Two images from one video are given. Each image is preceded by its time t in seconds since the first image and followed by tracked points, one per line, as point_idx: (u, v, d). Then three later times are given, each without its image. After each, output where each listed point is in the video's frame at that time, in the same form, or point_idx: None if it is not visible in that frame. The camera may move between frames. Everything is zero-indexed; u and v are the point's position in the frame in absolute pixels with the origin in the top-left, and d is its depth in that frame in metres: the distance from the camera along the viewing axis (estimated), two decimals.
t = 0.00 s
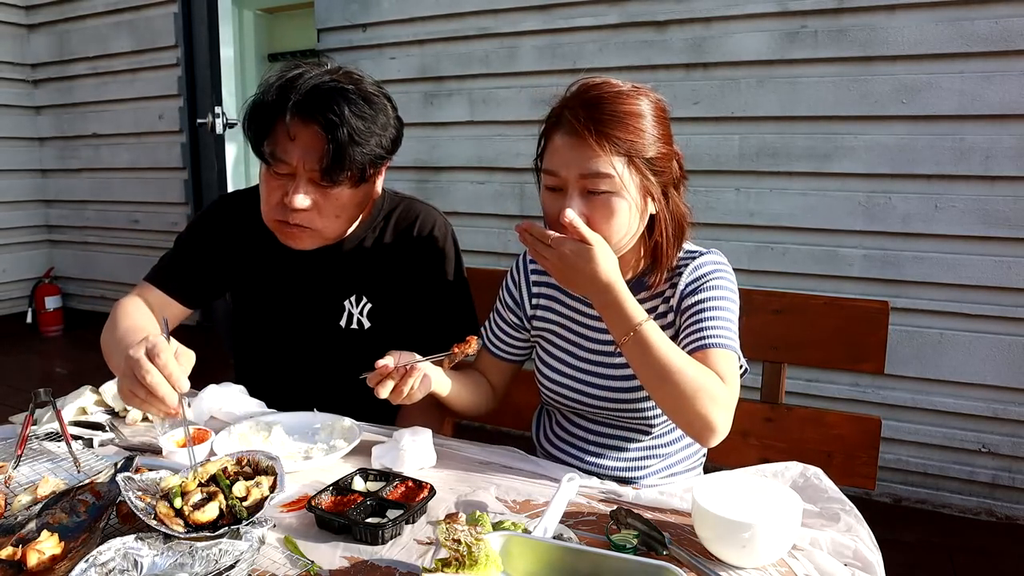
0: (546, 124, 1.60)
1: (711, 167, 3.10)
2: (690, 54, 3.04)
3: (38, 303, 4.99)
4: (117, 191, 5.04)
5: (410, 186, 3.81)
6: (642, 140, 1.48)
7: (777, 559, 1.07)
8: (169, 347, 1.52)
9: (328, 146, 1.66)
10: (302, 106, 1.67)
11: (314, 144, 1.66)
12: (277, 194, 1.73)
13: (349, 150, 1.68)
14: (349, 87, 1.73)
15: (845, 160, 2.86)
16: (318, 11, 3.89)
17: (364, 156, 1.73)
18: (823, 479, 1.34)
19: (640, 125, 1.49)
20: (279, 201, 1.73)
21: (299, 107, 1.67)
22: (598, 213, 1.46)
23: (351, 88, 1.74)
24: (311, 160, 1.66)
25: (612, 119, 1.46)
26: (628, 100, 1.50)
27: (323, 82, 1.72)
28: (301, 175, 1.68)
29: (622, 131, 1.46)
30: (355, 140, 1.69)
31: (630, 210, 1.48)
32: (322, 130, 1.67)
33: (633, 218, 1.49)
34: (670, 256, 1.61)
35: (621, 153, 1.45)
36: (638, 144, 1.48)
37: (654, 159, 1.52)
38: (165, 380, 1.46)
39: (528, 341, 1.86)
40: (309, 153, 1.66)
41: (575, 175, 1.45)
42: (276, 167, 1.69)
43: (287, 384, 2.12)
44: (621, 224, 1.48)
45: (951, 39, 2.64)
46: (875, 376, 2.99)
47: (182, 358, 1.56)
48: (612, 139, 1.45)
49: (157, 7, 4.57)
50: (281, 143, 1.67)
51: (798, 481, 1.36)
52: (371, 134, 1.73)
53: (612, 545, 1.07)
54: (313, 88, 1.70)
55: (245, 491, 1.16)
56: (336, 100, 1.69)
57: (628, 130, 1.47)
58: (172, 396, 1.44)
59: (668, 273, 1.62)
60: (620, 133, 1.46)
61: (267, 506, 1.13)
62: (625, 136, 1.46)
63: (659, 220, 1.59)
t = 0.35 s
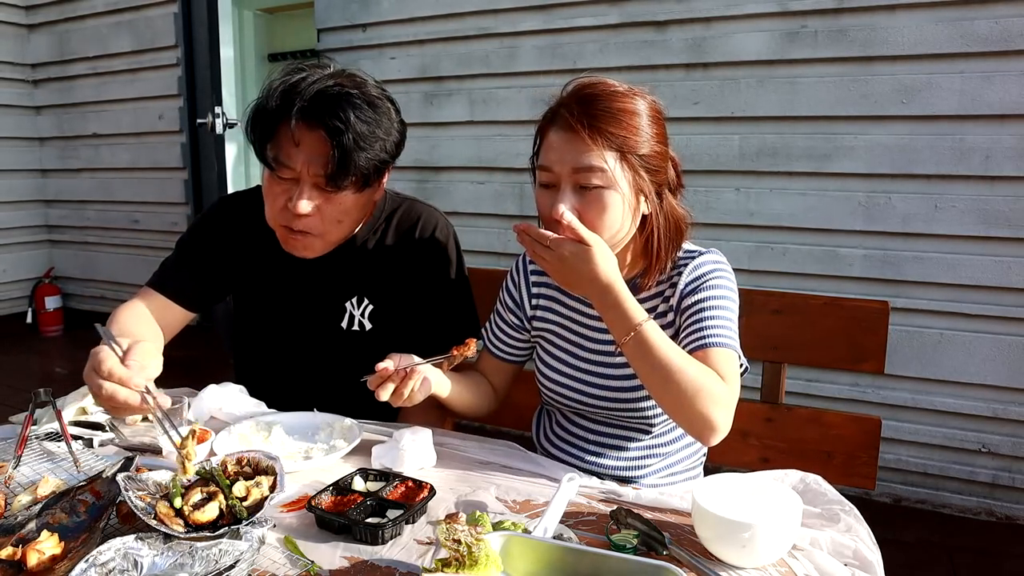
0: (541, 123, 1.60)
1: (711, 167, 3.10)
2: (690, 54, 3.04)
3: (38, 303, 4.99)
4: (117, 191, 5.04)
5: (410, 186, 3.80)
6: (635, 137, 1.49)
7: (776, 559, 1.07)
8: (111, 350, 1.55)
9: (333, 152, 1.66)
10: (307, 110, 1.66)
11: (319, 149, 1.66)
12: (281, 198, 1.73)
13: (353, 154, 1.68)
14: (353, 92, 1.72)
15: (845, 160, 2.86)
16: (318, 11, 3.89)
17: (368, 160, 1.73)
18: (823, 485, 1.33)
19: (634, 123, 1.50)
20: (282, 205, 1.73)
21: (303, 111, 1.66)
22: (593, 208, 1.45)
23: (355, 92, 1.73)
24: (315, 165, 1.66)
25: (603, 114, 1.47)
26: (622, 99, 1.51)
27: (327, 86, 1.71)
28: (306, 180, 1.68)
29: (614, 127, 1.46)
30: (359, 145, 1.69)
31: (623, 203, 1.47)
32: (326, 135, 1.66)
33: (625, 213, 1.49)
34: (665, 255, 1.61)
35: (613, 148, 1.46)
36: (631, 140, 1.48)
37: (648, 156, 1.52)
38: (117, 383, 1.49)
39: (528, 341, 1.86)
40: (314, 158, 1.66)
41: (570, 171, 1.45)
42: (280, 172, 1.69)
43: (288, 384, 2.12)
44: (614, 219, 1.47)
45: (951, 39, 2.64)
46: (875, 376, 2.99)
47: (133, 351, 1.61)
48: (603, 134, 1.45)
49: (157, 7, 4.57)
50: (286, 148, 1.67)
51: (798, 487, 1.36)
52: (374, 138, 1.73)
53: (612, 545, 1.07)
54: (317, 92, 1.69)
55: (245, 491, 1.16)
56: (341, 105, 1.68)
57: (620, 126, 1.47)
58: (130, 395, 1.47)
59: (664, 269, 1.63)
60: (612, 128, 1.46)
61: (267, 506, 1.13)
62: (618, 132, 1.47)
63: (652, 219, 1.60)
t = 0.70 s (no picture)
0: (537, 121, 1.60)
1: (711, 167, 3.10)
2: (690, 54, 3.04)
3: (38, 303, 4.99)
4: (117, 191, 5.04)
5: (410, 186, 3.80)
6: (630, 133, 1.49)
7: (776, 559, 1.07)
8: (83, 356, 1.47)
9: (333, 152, 1.66)
10: (307, 110, 1.66)
11: (319, 149, 1.66)
12: (281, 198, 1.73)
13: (353, 155, 1.68)
14: (352, 92, 1.72)
15: (845, 160, 2.86)
16: (318, 11, 3.89)
17: (367, 160, 1.73)
18: (824, 479, 1.34)
19: (630, 120, 1.50)
20: (282, 205, 1.73)
21: (303, 111, 1.66)
22: (590, 201, 1.44)
23: (355, 92, 1.73)
24: (315, 165, 1.66)
25: (598, 110, 1.47)
26: (619, 95, 1.51)
27: (327, 87, 1.72)
28: (306, 180, 1.68)
29: (610, 123, 1.46)
30: (359, 145, 1.69)
31: (619, 199, 1.47)
32: (326, 135, 1.66)
33: (622, 210, 1.49)
34: (661, 254, 1.61)
35: (608, 143, 1.46)
36: (627, 135, 1.48)
37: (644, 154, 1.52)
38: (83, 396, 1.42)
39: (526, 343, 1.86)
40: (313, 158, 1.66)
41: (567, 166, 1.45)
42: (280, 172, 1.69)
43: (288, 384, 2.12)
44: (614, 214, 1.46)
45: (951, 39, 2.64)
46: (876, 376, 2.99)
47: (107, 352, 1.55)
48: (599, 129, 1.45)
49: (157, 7, 4.57)
50: (285, 148, 1.67)
51: (798, 480, 1.36)
52: (374, 138, 1.73)
53: (611, 545, 1.07)
54: (317, 93, 1.69)
55: (245, 491, 1.16)
56: (341, 105, 1.68)
57: (616, 122, 1.47)
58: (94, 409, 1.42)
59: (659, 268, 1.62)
60: (607, 124, 1.46)
61: (267, 506, 1.13)
62: (614, 127, 1.47)
63: (647, 216, 1.60)
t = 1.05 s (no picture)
0: (528, 118, 1.60)
1: (711, 167, 3.10)
2: (690, 54, 3.04)
3: (38, 303, 4.99)
4: (117, 191, 5.04)
5: (410, 186, 3.81)
6: (621, 128, 1.49)
7: (777, 559, 1.07)
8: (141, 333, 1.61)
9: (332, 151, 1.66)
10: (306, 111, 1.66)
11: (318, 148, 1.66)
12: (281, 198, 1.73)
13: (353, 154, 1.68)
14: (351, 91, 1.73)
15: (845, 160, 2.86)
16: (318, 11, 3.89)
17: (367, 159, 1.73)
18: (824, 475, 1.33)
19: (621, 115, 1.50)
20: (281, 205, 1.73)
21: (303, 111, 1.66)
22: (587, 196, 1.44)
23: (353, 91, 1.73)
24: (314, 165, 1.66)
25: (590, 105, 1.48)
26: (608, 91, 1.52)
27: (325, 86, 1.72)
28: (305, 180, 1.69)
29: (601, 118, 1.47)
30: (359, 144, 1.69)
31: (613, 193, 1.47)
32: (326, 135, 1.66)
33: (616, 207, 1.49)
34: (653, 251, 1.62)
35: (600, 138, 1.46)
36: (618, 130, 1.49)
37: (636, 148, 1.52)
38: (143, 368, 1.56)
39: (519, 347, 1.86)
40: (312, 157, 1.66)
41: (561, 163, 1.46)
42: (279, 172, 1.69)
43: (287, 384, 2.13)
44: (610, 210, 1.47)
45: (951, 39, 2.64)
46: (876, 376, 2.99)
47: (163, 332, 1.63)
48: (590, 124, 1.46)
49: (157, 7, 4.57)
50: (283, 148, 1.67)
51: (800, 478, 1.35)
52: (374, 137, 1.74)
53: (612, 545, 1.07)
54: (315, 93, 1.69)
55: (245, 491, 1.16)
56: (340, 104, 1.69)
57: (608, 116, 1.48)
58: (152, 381, 1.54)
59: (651, 268, 1.62)
60: (598, 119, 1.47)
61: (267, 506, 1.13)
62: (606, 122, 1.47)
63: (637, 213, 1.60)
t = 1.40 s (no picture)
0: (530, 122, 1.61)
1: (711, 167, 3.10)
2: (690, 54, 3.04)
3: (38, 303, 4.99)
4: (117, 191, 5.04)
5: (410, 186, 3.81)
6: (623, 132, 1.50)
7: (776, 559, 1.07)
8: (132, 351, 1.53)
9: (335, 150, 1.66)
10: (309, 109, 1.66)
11: (320, 147, 1.66)
12: (283, 196, 1.73)
13: (355, 154, 1.68)
14: (353, 91, 1.72)
15: (845, 160, 2.86)
16: (317, 11, 3.89)
17: (369, 159, 1.73)
18: (823, 473, 1.33)
19: (623, 117, 1.51)
20: (284, 204, 1.73)
21: (305, 110, 1.66)
22: (590, 196, 1.43)
23: (356, 91, 1.73)
24: (316, 164, 1.67)
25: (598, 102, 1.50)
26: (611, 92, 1.53)
27: (328, 86, 1.71)
28: (308, 179, 1.69)
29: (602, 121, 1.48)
30: (362, 144, 1.69)
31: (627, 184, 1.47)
32: (329, 134, 1.66)
33: (623, 208, 1.49)
34: (650, 258, 1.64)
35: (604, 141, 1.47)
36: (620, 132, 1.50)
37: (640, 147, 1.54)
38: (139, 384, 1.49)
39: (512, 353, 1.85)
40: (314, 156, 1.66)
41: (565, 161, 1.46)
42: (282, 170, 1.69)
43: (288, 383, 2.13)
44: (621, 205, 1.47)
45: (952, 39, 2.64)
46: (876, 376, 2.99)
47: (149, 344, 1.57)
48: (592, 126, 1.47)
49: (157, 7, 4.57)
50: (286, 146, 1.67)
51: (798, 478, 1.36)
52: (377, 136, 1.74)
53: (612, 545, 1.07)
54: (318, 92, 1.69)
55: (245, 490, 1.16)
56: (342, 104, 1.68)
57: (612, 117, 1.49)
58: (149, 395, 1.47)
59: (648, 274, 1.63)
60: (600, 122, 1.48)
61: (267, 506, 1.13)
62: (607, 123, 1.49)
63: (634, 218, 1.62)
